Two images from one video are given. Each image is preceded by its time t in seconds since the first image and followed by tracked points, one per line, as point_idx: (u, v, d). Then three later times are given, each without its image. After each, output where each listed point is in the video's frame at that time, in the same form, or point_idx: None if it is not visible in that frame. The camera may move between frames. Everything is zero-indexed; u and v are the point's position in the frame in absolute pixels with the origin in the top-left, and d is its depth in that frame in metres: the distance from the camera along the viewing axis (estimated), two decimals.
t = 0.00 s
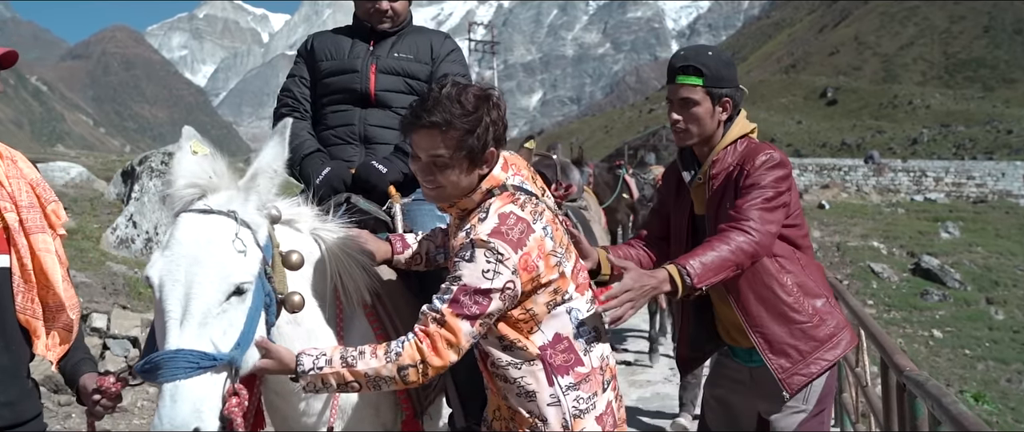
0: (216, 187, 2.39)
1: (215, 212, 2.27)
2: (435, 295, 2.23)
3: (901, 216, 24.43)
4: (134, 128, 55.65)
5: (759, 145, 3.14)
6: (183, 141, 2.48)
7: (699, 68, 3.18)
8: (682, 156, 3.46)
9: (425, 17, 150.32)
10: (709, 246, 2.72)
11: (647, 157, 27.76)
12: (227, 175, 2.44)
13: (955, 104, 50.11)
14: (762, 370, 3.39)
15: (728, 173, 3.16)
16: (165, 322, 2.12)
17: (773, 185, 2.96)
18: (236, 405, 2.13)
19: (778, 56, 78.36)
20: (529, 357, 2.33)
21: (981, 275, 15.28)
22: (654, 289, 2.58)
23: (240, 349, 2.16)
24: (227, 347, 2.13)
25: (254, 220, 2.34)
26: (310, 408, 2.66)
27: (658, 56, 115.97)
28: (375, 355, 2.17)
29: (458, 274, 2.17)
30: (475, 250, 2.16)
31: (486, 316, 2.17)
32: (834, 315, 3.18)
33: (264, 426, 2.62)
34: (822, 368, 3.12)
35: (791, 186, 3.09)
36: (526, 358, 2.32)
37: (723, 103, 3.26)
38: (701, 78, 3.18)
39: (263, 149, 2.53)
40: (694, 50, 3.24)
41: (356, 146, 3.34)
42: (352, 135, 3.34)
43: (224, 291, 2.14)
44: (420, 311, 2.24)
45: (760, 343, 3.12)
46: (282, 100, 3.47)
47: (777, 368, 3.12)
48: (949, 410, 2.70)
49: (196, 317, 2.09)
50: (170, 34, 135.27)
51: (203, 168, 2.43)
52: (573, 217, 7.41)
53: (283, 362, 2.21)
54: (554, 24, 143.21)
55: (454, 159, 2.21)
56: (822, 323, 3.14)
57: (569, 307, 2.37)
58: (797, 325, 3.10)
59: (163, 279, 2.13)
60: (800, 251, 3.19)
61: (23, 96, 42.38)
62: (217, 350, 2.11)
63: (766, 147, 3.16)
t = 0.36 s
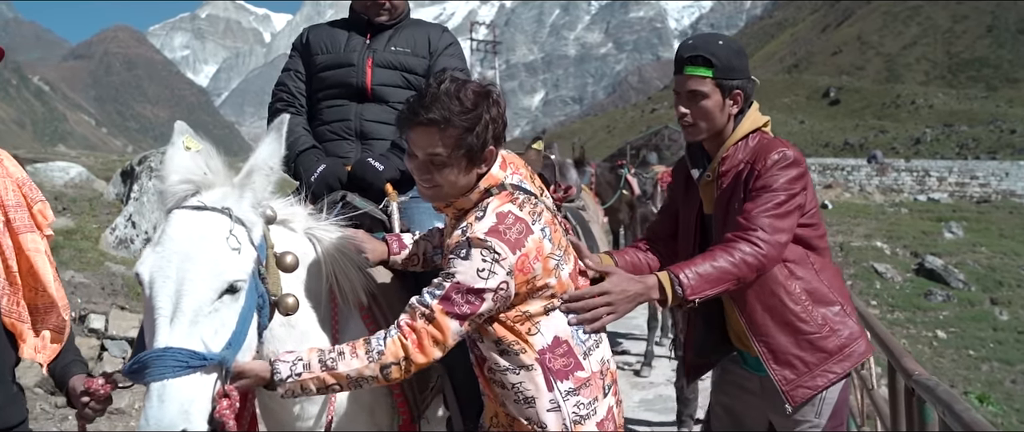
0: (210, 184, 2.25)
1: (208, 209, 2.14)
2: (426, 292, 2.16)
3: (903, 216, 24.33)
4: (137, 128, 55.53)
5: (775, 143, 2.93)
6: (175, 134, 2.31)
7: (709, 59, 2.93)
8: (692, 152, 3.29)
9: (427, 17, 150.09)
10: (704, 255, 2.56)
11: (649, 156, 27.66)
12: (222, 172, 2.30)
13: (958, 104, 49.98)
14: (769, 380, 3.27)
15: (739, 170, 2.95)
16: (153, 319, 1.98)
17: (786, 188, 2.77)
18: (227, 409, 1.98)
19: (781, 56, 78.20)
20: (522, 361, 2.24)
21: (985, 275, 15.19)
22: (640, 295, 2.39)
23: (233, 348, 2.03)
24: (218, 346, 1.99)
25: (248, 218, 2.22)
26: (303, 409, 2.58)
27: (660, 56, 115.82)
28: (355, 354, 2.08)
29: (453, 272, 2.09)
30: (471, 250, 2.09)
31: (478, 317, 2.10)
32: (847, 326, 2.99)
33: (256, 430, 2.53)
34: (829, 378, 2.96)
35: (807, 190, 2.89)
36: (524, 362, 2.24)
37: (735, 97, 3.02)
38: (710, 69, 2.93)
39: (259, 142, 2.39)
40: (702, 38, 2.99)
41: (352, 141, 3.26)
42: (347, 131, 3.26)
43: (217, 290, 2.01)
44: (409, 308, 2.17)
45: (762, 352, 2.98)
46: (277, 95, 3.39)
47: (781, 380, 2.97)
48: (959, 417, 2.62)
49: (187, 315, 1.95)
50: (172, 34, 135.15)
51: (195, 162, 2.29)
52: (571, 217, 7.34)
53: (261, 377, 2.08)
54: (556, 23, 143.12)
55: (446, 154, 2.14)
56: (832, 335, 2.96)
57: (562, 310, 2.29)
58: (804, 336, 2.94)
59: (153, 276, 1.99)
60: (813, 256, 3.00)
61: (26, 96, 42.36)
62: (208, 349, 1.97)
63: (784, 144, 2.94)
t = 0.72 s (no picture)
0: (207, 182, 2.13)
1: (204, 207, 2.02)
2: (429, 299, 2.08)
3: (908, 216, 24.21)
4: (140, 129, 55.39)
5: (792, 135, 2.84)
6: (170, 132, 2.21)
7: (726, 47, 2.80)
8: (705, 144, 3.18)
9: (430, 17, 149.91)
10: (708, 260, 2.49)
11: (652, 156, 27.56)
12: (218, 169, 2.18)
13: (962, 104, 49.83)
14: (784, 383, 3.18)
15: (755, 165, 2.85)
16: (148, 323, 1.88)
17: (800, 185, 2.70)
18: (226, 415, 1.89)
19: (784, 56, 78.05)
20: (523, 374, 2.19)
21: (990, 276, 15.11)
22: (634, 299, 2.32)
23: (231, 351, 1.93)
24: (215, 349, 1.89)
25: (246, 216, 2.10)
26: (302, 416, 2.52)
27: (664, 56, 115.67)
28: (364, 357, 2.02)
29: (458, 275, 2.02)
30: (475, 251, 2.02)
31: (487, 319, 2.03)
32: (869, 325, 2.89)
33: None
34: (848, 383, 2.87)
35: (824, 185, 2.80)
36: (527, 367, 2.19)
37: (751, 86, 2.89)
38: (727, 57, 2.81)
39: (257, 137, 2.27)
40: (720, 25, 2.86)
41: (352, 142, 3.20)
42: (347, 132, 3.20)
43: (213, 291, 1.90)
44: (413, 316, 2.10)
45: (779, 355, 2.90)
46: (275, 94, 3.33)
47: (798, 383, 2.87)
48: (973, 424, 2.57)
49: (183, 319, 1.85)
50: (176, 34, 135.04)
51: (190, 161, 2.17)
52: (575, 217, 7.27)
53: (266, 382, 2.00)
54: (559, 24, 142.95)
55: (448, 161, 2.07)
56: (852, 334, 2.86)
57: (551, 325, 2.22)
58: (822, 336, 2.84)
59: (148, 279, 1.88)
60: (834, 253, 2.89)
61: (30, 96, 42.34)
62: (205, 352, 1.87)
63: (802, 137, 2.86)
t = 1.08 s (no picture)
0: (203, 180, 2.08)
1: (201, 206, 1.95)
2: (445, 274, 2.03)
3: (916, 217, 24.09)
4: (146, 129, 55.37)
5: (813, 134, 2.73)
6: (167, 132, 2.17)
7: (741, 41, 2.72)
8: (718, 141, 3.09)
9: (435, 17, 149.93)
10: (717, 269, 2.44)
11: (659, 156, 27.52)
12: (215, 168, 2.12)
13: (968, 104, 49.66)
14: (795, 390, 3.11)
15: (769, 163, 2.76)
16: (143, 325, 1.82)
17: (817, 189, 2.60)
18: (222, 418, 1.84)
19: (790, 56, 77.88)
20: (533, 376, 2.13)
21: (997, 277, 15.02)
22: (641, 304, 2.30)
23: (228, 354, 1.86)
24: (211, 352, 1.82)
25: (243, 216, 2.03)
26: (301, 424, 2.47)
27: (669, 56, 115.41)
28: (374, 337, 1.96)
29: (473, 253, 1.97)
30: (493, 223, 1.99)
31: (502, 297, 1.97)
32: (888, 333, 2.78)
33: None
34: (864, 391, 2.76)
35: (845, 186, 2.69)
36: (533, 365, 2.14)
37: (767, 83, 2.81)
38: (743, 51, 2.73)
39: (254, 134, 2.20)
40: (737, 16, 2.78)
41: (354, 144, 3.15)
42: (349, 132, 3.15)
43: (210, 292, 1.83)
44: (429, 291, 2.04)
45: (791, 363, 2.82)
46: (275, 95, 3.29)
47: (810, 391, 2.79)
48: None
49: (179, 320, 1.79)
50: (183, 36, 135.13)
51: (187, 159, 2.12)
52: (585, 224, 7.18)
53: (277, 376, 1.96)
54: (565, 24, 142.77)
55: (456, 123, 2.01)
56: (869, 342, 2.75)
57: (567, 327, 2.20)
58: (837, 345, 2.74)
59: (143, 278, 1.82)
60: (853, 258, 2.78)
61: (37, 96, 42.50)
62: (200, 356, 1.80)
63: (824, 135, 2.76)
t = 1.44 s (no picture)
0: (199, 184, 2.02)
1: (196, 211, 1.90)
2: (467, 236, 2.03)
3: (925, 217, 23.98)
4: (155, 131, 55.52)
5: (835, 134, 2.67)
6: (160, 135, 2.11)
7: (754, 33, 2.66)
8: (732, 136, 3.06)
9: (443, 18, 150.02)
10: (737, 273, 2.40)
11: (667, 155, 27.47)
12: (210, 171, 2.07)
13: (978, 104, 49.40)
14: (806, 397, 3.07)
15: (786, 163, 2.70)
16: (136, 332, 1.77)
17: (841, 193, 2.53)
18: (217, 424, 1.80)
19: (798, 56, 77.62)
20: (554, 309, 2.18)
21: (1008, 278, 14.90)
22: (660, 302, 2.29)
23: (224, 362, 1.82)
24: (207, 360, 1.78)
25: (241, 220, 1.99)
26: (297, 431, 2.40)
27: (677, 56, 115.17)
28: (392, 305, 1.93)
29: (496, 213, 2.00)
30: (513, 189, 2.03)
31: (522, 259, 1.99)
32: (909, 343, 2.70)
33: None
34: (879, 402, 2.69)
35: (866, 189, 2.62)
36: (544, 346, 2.13)
37: (782, 77, 2.74)
38: (756, 43, 2.67)
39: (248, 140, 2.16)
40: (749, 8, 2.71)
41: (357, 146, 3.10)
42: (352, 134, 3.10)
43: (205, 299, 1.79)
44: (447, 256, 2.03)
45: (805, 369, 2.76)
46: (277, 98, 3.25)
47: (824, 400, 2.73)
48: None
49: (174, 327, 1.74)
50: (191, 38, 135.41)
51: (180, 163, 2.06)
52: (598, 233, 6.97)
53: (290, 368, 1.94)
54: (573, 24, 142.61)
55: (472, 112, 2.09)
56: (886, 352, 2.67)
57: (581, 288, 2.27)
58: (853, 354, 2.67)
59: (137, 285, 1.77)
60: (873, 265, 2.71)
61: (46, 97, 42.76)
62: (196, 364, 1.76)
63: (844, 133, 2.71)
